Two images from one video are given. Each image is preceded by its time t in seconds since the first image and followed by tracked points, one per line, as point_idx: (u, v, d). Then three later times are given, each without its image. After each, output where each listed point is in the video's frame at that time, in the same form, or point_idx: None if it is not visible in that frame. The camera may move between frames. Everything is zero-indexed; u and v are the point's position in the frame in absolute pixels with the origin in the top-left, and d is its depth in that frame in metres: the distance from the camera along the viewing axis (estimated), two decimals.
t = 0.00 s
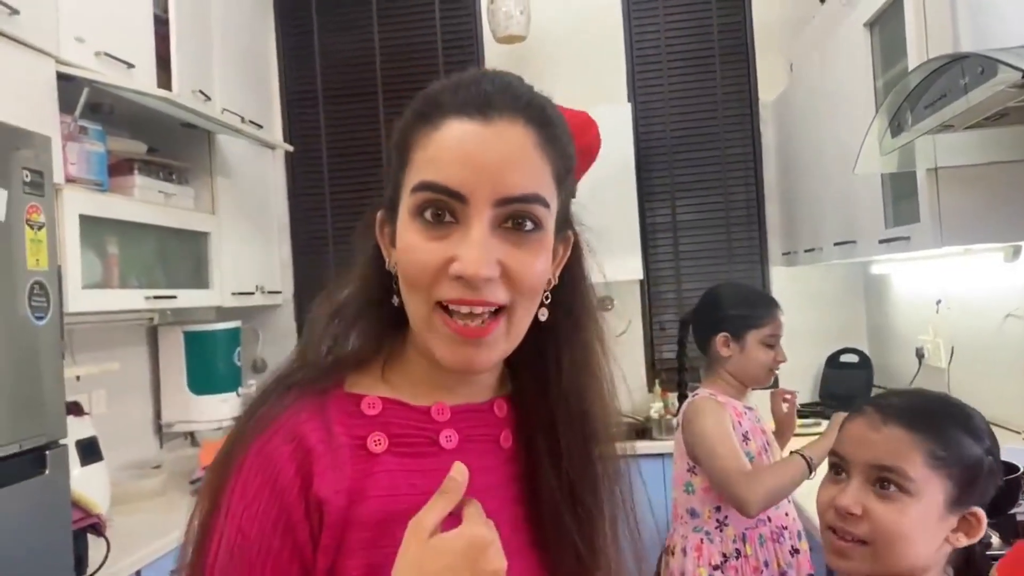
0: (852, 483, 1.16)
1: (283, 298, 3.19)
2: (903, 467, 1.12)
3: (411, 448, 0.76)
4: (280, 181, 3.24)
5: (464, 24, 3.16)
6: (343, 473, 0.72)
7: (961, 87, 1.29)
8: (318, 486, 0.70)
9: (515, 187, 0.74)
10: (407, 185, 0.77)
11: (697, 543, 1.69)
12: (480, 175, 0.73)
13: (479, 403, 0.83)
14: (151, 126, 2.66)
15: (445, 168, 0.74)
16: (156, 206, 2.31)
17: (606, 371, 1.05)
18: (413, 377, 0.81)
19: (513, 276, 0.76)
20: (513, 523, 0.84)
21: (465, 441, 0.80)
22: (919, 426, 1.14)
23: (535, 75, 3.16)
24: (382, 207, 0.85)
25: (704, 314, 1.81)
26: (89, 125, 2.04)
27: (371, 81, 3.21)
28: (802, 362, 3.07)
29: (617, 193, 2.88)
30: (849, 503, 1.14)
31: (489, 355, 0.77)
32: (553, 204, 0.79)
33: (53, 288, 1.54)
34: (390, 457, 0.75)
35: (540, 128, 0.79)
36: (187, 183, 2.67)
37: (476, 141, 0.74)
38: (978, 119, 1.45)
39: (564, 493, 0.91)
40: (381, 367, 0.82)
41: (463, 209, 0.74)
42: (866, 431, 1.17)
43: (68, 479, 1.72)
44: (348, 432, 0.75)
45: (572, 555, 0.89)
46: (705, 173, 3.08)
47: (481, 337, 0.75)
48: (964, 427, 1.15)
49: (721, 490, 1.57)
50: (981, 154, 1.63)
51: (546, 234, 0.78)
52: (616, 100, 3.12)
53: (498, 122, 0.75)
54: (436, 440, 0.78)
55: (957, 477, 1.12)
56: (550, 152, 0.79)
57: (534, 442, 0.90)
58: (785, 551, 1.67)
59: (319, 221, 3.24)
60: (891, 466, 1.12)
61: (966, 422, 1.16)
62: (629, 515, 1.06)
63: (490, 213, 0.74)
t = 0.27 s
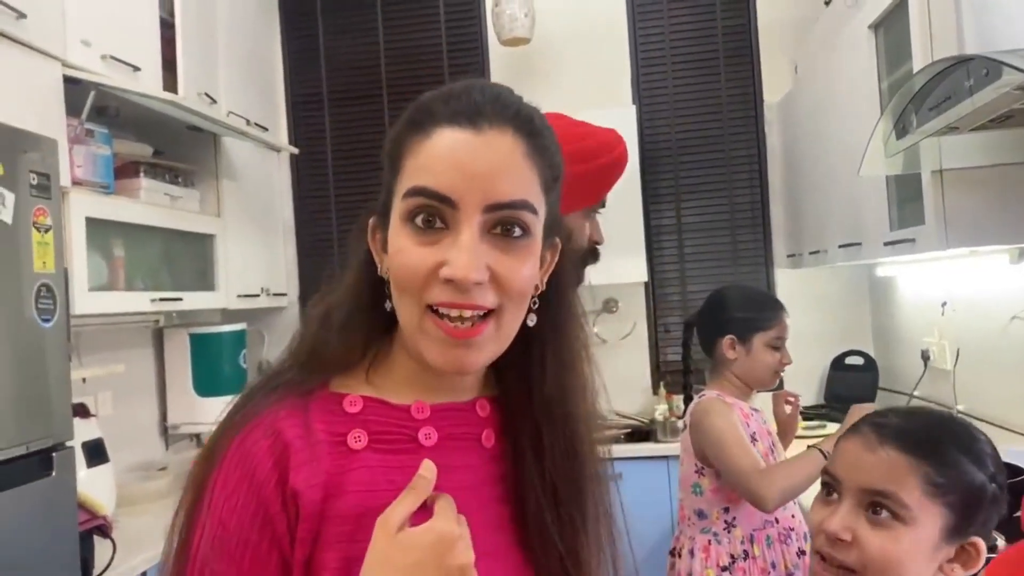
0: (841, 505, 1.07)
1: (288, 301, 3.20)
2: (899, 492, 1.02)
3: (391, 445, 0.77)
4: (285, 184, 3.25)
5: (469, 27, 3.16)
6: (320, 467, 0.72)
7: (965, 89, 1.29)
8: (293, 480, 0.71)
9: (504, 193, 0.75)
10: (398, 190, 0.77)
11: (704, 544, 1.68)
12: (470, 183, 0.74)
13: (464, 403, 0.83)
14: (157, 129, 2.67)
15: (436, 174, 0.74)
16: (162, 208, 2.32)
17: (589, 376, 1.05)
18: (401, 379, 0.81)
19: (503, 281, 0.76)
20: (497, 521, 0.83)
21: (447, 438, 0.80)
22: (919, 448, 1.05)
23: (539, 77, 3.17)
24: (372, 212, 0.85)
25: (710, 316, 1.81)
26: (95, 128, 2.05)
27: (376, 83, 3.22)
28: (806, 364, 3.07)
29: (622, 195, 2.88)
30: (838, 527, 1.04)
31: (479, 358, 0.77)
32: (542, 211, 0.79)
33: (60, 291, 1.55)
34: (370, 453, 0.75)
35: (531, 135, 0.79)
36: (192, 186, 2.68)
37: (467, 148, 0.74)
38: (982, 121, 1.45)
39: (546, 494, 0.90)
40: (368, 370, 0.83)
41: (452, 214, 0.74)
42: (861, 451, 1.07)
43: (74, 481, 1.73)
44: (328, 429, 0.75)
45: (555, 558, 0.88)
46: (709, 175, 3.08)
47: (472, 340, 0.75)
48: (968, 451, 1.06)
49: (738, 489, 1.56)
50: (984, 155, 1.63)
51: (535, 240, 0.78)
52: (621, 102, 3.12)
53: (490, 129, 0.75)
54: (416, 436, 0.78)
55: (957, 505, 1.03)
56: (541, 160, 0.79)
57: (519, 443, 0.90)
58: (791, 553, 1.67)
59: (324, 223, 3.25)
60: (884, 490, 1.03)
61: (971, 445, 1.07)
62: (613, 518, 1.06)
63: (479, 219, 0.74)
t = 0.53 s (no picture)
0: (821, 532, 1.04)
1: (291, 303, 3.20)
2: (875, 524, 0.99)
3: (387, 437, 0.77)
4: (289, 186, 3.25)
5: (472, 29, 3.17)
6: (312, 457, 0.74)
7: (969, 90, 1.29)
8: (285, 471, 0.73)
9: (489, 162, 0.77)
10: (387, 175, 0.79)
11: (711, 546, 1.68)
12: (456, 153, 0.76)
13: (462, 397, 0.83)
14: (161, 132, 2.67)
15: (424, 147, 0.77)
16: (165, 211, 2.33)
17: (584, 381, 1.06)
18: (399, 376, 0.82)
19: (495, 249, 0.76)
20: (500, 517, 0.81)
21: (447, 432, 0.80)
22: (900, 477, 1.00)
23: (542, 80, 3.17)
24: (363, 216, 0.86)
25: (715, 318, 1.82)
26: (99, 131, 2.06)
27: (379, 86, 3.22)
28: (810, 366, 3.06)
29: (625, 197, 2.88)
30: (813, 558, 1.01)
31: (475, 329, 0.76)
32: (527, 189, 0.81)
33: (64, 294, 1.55)
34: (367, 446, 0.76)
35: (510, 119, 0.82)
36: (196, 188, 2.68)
37: (449, 120, 0.77)
38: (986, 123, 1.44)
39: (545, 491, 0.88)
40: (367, 368, 0.84)
41: (442, 184, 0.76)
42: (841, 480, 1.05)
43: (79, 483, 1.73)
44: (326, 423, 0.76)
45: (554, 555, 0.86)
46: (713, 178, 3.07)
47: (467, 308, 0.75)
48: (959, 483, 1.00)
49: (750, 487, 1.56)
50: (987, 157, 1.63)
51: (522, 214, 0.80)
52: (624, 104, 3.12)
53: (471, 106, 0.79)
54: (413, 430, 0.78)
55: (941, 541, 0.97)
56: (522, 143, 0.83)
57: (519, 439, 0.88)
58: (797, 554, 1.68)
59: (327, 225, 3.25)
60: (861, 521, 1.00)
61: (964, 475, 1.01)
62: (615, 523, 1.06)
63: (467, 186, 0.76)
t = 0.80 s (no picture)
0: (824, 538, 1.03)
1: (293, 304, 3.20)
2: (874, 530, 0.97)
3: (392, 429, 0.78)
4: (291, 188, 3.26)
5: (473, 31, 3.17)
6: (319, 447, 0.74)
7: (971, 91, 1.29)
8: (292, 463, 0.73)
9: (494, 167, 0.77)
10: (392, 176, 0.80)
11: (714, 547, 1.68)
12: (462, 159, 0.76)
13: (467, 390, 0.84)
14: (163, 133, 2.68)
15: (430, 153, 0.77)
16: (167, 213, 2.33)
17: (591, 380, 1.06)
18: (404, 369, 0.82)
19: (497, 253, 0.77)
20: (508, 507, 0.82)
21: (451, 423, 0.80)
22: (904, 485, 0.98)
23: (544, 81, 3.17)
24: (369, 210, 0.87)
25: (717, 319, 1.82)
26: (101, 133, 2.06)
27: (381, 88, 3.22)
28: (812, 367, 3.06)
29: (626, 197, 2.88)
30: (812, 563, 1.01)
31: (477, 332, 0.78)
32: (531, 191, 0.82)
33: (66, 295, 1.55)
34: (374, 437, 0.77)
35: (517, 119, 0.81)
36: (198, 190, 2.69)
37: (455, 125, 0.77)
38: (989, 123, 1.44)
39: (551, 481, 0.88)
40: (372, 362, 0.85)
41: (447, 191, 0.76)
42: (844, 486, 1.03)
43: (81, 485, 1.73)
44: (332, 414, 0.77)
45: (563, 546, 0.86)
46: (715, 178, 3.07)
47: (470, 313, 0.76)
48: (967, 491, 0.96)
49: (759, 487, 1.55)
50: (990, 157, 1.63)
51: (525, 217, 0.80)
52: (625, 105, 3.12)
53: (477, 109, 0.79)
54: (419, 422, 0.79)
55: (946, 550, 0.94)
56: (529, 145, 0.82)
57: (524, 431, 0.89)
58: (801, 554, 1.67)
59: (329, 227, 3.26)
60: (861, 527, 0.98)
61: (971, 481, 0.97)
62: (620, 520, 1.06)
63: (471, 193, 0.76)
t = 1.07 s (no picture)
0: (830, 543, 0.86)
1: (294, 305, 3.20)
2: (881, 536, 0.80)
3: (395, 431, 0.78)
4: (291, 189, 3.26)
5: (474, 32, 3.17)
6: (319, 450, 0.74)
7: (972, 91, 1.29)
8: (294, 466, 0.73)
9: (484, 173, 0.77)
10: (383, 189, 0.79)
11: (714, 549, 1.68)
12: (454, 169, 0.76)
13: (468, 391, 0.84)
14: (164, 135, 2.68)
15: (421, 166, 0.76)
16: (168, 214, 2.33)
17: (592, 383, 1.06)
18: (408, 373, 0.82)
19: (498, 257, 0.77)
20: (511, 505, 0.81)
21: (453, 424, 0.80)
22: (913, 487, 0.81)
23: (544, 82, 3.17)
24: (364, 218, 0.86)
25: (719, 320, 1.81)
26: (102, 134, 2.06)
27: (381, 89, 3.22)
28: (813, 368, 3.06)
29: (627, 198, 2.88)
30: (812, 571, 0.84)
31: (486, 334, 0.78)
32: (524, 189, 0.81)
33: (66, 296, 1.55)
34: (376, 439, 0.77)
35: (501, 117, 0.80)
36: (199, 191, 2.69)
37: (443, 134, 0.76)
38: (990, 123, 1.44)
39: (555, 479, 0.88)
40: (373, 367, 0.85)
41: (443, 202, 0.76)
42: (851, 489, 0.86)
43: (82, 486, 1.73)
44: (334, 416, 0.77)
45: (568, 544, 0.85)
46: (716, 180, 3.07)
47: (476, 316, 0.77)
48: (983, 497, 0.78)
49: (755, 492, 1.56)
50: (991, 158, 1.63)
51: (521, 217, 0.80)
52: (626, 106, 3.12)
53: (461, 114, 0.77)
54: (420, 424, 0.79)
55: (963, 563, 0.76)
56: (516, 141, 0.81)
57: (526, 431, 0.88)
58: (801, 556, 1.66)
59: (330, 228, 3.26)
60: (868, 532, 0.81)
61: (991, 487, 0.79)
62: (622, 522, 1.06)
63: (465, 201, 0.76)
